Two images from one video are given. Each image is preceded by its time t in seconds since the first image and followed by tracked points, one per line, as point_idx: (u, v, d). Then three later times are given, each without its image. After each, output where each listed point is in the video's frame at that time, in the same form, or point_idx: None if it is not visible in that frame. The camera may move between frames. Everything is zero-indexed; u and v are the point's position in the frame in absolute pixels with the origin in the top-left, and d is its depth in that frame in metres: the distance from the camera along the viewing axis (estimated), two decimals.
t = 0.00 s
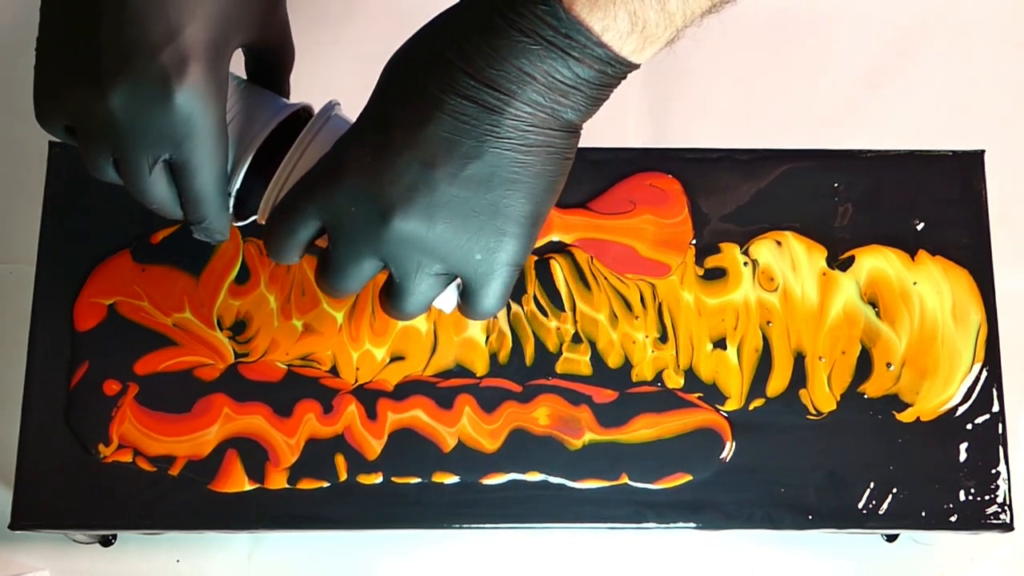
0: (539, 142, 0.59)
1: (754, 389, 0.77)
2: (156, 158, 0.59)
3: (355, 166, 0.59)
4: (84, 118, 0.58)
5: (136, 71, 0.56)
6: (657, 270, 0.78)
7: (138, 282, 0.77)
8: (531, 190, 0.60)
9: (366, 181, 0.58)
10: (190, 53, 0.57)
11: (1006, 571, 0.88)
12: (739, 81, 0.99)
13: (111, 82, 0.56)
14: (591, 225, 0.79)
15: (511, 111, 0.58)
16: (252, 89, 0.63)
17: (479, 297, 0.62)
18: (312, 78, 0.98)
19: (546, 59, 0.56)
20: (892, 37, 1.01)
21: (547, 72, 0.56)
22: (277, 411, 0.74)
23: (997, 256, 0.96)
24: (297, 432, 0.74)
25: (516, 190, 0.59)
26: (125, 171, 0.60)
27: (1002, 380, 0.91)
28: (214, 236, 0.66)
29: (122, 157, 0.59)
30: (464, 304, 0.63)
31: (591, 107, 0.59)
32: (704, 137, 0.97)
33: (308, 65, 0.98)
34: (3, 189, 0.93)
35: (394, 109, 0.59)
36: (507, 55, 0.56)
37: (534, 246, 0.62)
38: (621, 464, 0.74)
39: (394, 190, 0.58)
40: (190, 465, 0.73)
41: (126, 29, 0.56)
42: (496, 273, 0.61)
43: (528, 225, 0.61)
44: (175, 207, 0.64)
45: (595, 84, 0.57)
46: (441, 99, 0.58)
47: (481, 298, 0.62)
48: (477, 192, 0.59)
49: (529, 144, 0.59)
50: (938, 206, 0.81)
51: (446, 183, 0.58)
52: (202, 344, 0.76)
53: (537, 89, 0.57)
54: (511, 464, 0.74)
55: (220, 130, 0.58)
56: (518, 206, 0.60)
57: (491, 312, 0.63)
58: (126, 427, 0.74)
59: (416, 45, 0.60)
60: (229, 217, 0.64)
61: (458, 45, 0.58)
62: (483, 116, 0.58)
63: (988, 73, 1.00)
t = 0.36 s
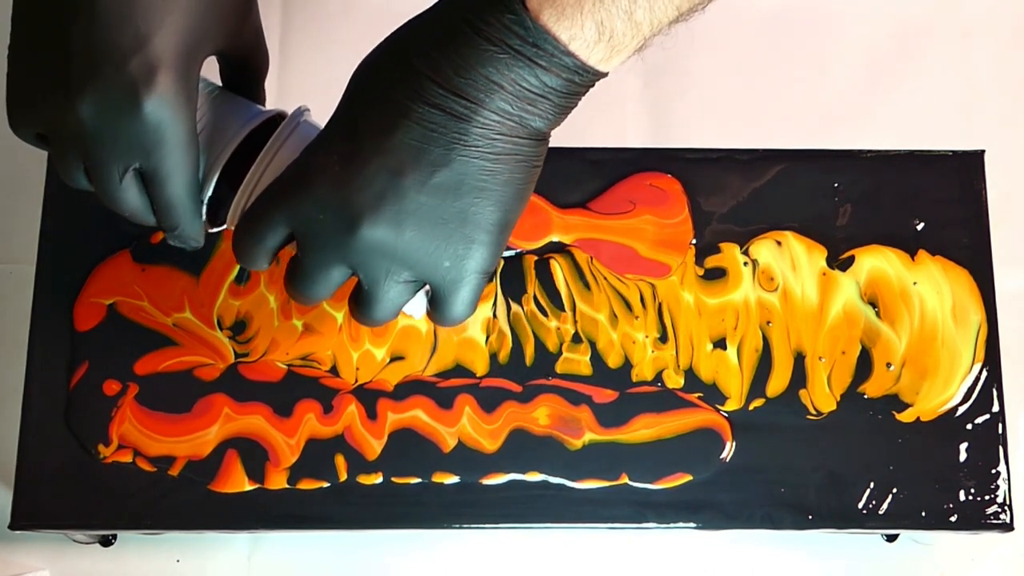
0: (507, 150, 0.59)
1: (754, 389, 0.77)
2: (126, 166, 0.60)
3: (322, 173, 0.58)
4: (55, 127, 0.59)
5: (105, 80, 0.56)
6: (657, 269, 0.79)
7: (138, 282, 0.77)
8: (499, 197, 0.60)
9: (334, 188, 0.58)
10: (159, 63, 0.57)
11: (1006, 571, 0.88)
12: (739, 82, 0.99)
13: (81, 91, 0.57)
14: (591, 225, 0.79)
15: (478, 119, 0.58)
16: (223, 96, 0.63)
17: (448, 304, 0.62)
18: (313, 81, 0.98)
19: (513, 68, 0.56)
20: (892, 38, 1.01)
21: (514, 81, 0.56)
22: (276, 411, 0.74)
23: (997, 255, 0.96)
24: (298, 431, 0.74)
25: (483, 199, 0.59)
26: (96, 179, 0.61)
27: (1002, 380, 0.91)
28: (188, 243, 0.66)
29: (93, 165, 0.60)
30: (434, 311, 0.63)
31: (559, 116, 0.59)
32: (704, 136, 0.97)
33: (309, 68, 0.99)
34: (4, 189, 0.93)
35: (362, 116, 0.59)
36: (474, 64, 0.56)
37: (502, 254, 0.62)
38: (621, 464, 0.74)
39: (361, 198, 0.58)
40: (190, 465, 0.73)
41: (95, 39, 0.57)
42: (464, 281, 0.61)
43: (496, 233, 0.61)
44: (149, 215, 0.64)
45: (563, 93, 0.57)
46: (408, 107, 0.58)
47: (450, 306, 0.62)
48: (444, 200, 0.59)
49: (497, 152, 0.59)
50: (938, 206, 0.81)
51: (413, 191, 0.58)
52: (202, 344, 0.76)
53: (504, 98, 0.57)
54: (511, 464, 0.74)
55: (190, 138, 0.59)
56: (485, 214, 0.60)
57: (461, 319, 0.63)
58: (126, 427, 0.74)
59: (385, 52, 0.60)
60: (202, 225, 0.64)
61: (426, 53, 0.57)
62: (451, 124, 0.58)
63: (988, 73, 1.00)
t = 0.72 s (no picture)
0: (483, 161, 0.59)
1: (754, 389, 0.77)
2: (91, 176, 0.60)
3: (300, 184, 0.59)
4: (19, 137, 0.60)
5: (70, 89, 0.57)
6: (658, 269, 0.79)
7: (138, 282, 0.77)
8: (475, 208, 0.60)
9: (310, 199, 0.59)
10: (124, 71, 0.58)
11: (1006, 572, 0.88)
12: (739, 82, 0.99)
13: (46, 100, 0.57)
14: (591, 225, 0.79)
15: (454, 131, 0.58)
16: (193, 108, 0.65)
17: (426, 314, 0.62)
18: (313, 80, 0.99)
19: (488, 81, 0.55)
20: (892, 38, 1.01)
21: (489, 93, 0.56)
22: (277, 411, 0.74)
23: (998, 255, 0.96)
24: (298, 432, 0.74)
25: (459, 209, 0.60)
26: (61, 188, 0.61)
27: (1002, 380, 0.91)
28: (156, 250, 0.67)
29: (58, 175, 0.60)
30: (412, 320, 0.64)
31: (537, 126, 0.59)
32: (705, 137, 0.97)
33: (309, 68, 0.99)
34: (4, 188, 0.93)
35: (340, 126, 0.59)
36: (449, 76, 0.56)
37: (480, 262, 0.63)
38: (620, 464, 0.74)
39: (337, 209, 0.59)
40: (190, 466, 0.73)
41: (61, 49, 0.57)
42: (441, 291, 0.61)
43: (473, 242, 0.61)
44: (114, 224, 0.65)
45: (538, 104, 0.57)
46: (384, 118, 0.58)
47: (427, 316, 0.62)
48: (420, 211, 0.59)
49: (473, 164, 0.59)
50: (938, 206, 0.81)
51: (389, 202, 0.59)
52: (203, 344, 0.76)
53: (479, 109, 0.57)
54: (511, 464, 0.74)
55: (156, 147, 0.60)
56: (461, 224, 0.60)
57: (438, 329, 0.64)
58: (126, 428, 0.74)
59: (364, 61, 0.60)
60: (168, 233, 0.65)
61: (402, 66, 0.58)
62: (426, 136, 0.58)
63: (989, 73, 1.00)
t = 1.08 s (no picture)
0: (454, 159, 0.59)
1: (754, 389, 0.77)
2: (73, 178, 0.60)
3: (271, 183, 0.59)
4: None
5: (48, 93, 0.57)
6: (658, 270, 0.78)
7: (138, 282, 0.77)
8: (447, 206, 0.60)
9: (281, 197, 0.58)
10: (101, 74, 0.58)
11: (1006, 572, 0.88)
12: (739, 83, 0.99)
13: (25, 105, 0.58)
14: (590, 225, 0.79)
15: (425, 129, 0.58)
16: (169, 104, 0.64)
17: (399, 312, 0.62)
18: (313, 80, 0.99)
19: (458, 78, 0.55)
20: (892, 39, 1.01)
21: (459, 90, 0.56)
22: (277, 411, 0.74)
23: (998, 255, 0.96)
24: (298, 432, 0.74)
25: (429, 208, 0.59)
26: (44, 192, 0.61)
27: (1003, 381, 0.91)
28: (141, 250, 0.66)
29: (40, 178, 0.60)
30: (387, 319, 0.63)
31: (508, 125, 0.59)
32: (705, 137, 0.97)
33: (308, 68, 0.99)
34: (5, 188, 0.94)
35: (312, 125, 0.59)
36: (419, 73, 0.56)
37: (453, 261, 0.62)
38: (620, 464, 0.74)
39: (307, 207, 0.58)
40: (190, 466, 0.73)
41: (37, 53, 0.57)
42: (413, 289, 0.61)
43: (445, 241, 0.61)
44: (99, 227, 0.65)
45: (509, 102, 0.56)
46: (354, 115, 0.58)
47: (400, 315, 0.62)
48: (391, 209, 0.59)
49: (443, 162, 0.58)
50: (938, 205, 0.81)
51: (360, 200, 0.58)
52: (202, 344, 0.76)
53: (450, 107, 0.57)
54: (511, 464, 0.74)
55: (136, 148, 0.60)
56: (432, 223, 0.60)
57: (413, 328, 0.64)
58: (125, 428, 0.74)
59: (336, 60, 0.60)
60: (152, 233, 0.64)
61: (373, 63, 0.58)
62: (398, 133, 0.58)
63: (989, 73, 1.00)
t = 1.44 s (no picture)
0: (412, 160, 0.57)
1: (754, 389, 0.77)
2: (57, 179, 0.59)
3: (230, 183, 0.58)
4: None
5: (30, 92, 0.56)
6: (658, 269, 0.78)
7: (138, 282, 0.77)
8: (406, 208, 0.58)
9: (240, 197, 0.57)
10: (84, 73, 0.57)
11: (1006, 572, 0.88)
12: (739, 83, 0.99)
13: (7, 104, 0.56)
14: (590, 225, 0.79)
15: (381, 129, 0.56)
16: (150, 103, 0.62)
17: (366, 312, 0.62)
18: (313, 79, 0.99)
19: (413, 77, 0.53)
20: (891, 40, 1.01)
21: (415, 90, 0.54)
22: (277, 411, 0.74)
23: (999, 255, 0.96)
24: (298, 431, 0.74)
25: (387, 209, 0.58)
26: (26, 191, 0.60)
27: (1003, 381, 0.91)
28: (124, 251, 0.65)
29: (23, 179, 0.59)
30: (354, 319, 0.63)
31: (467, 125, 0.57)
32: (705, 137, 0.97)
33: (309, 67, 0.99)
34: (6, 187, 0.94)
35: (271, 123, 0.58)
36: (374, 72, 0.54)
37: (416, 262, 0.61)
38: (621, 464, 0.74)
39: (265, 208, 0.57)
40: (190, 466, 0.73)
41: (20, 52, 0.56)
42: (374, 291, 0.60)
43: (405, 243, 0.59)
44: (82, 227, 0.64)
45: (467, 104, 0.55)
46: (310, 114, 0.56)
47: (365, 316, 0.62)
48: (348, 210, 0.58)
49: (401, 162, 0.57)
50: (938, 205, 0.81)
51: (317, 202, 0.57)
52: (202, 343, 0.76)
53: (406, 107, 0.55)
54: (511, 464, 0.74)
55: (120, 148, 0.58)
56: (391, 225, 0.58)
57: (381, 329, 0.63)
58: (125, 428, 0.74)
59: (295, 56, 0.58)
60: (136, 235, 0.63)
61: (330, 60, 0.56)
62: (354, 133, 0.56)
63: (989, 73, 1.00)
